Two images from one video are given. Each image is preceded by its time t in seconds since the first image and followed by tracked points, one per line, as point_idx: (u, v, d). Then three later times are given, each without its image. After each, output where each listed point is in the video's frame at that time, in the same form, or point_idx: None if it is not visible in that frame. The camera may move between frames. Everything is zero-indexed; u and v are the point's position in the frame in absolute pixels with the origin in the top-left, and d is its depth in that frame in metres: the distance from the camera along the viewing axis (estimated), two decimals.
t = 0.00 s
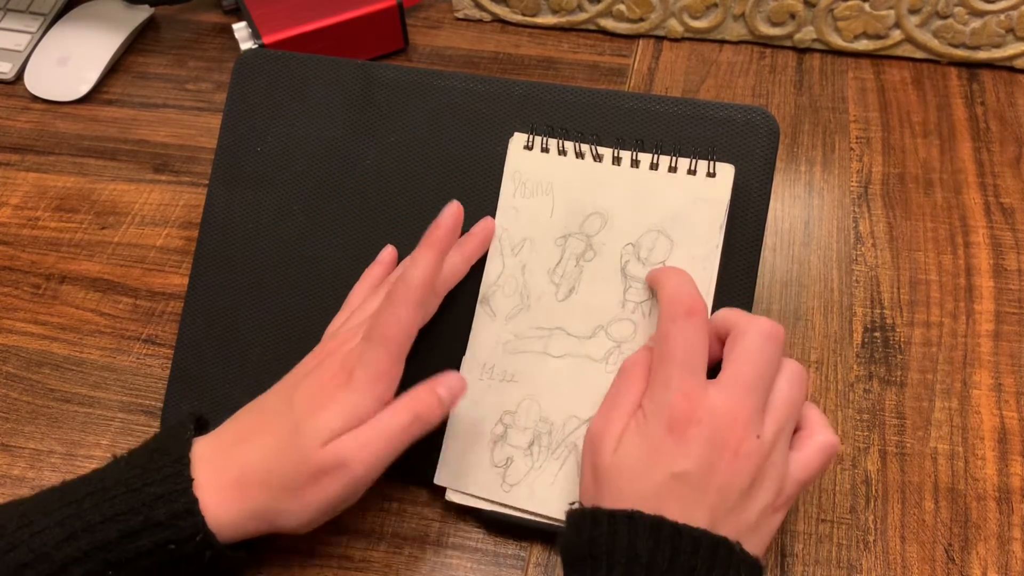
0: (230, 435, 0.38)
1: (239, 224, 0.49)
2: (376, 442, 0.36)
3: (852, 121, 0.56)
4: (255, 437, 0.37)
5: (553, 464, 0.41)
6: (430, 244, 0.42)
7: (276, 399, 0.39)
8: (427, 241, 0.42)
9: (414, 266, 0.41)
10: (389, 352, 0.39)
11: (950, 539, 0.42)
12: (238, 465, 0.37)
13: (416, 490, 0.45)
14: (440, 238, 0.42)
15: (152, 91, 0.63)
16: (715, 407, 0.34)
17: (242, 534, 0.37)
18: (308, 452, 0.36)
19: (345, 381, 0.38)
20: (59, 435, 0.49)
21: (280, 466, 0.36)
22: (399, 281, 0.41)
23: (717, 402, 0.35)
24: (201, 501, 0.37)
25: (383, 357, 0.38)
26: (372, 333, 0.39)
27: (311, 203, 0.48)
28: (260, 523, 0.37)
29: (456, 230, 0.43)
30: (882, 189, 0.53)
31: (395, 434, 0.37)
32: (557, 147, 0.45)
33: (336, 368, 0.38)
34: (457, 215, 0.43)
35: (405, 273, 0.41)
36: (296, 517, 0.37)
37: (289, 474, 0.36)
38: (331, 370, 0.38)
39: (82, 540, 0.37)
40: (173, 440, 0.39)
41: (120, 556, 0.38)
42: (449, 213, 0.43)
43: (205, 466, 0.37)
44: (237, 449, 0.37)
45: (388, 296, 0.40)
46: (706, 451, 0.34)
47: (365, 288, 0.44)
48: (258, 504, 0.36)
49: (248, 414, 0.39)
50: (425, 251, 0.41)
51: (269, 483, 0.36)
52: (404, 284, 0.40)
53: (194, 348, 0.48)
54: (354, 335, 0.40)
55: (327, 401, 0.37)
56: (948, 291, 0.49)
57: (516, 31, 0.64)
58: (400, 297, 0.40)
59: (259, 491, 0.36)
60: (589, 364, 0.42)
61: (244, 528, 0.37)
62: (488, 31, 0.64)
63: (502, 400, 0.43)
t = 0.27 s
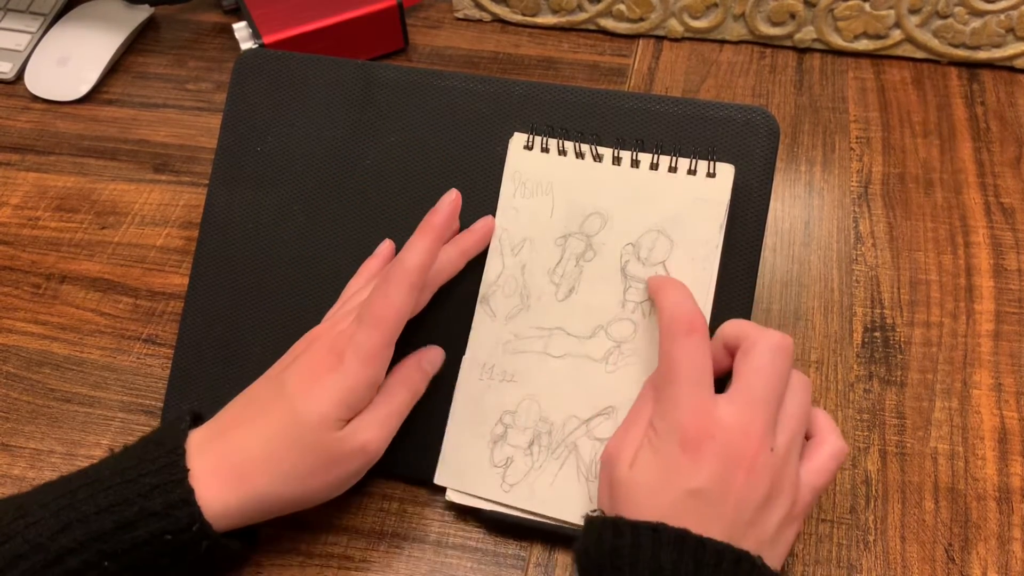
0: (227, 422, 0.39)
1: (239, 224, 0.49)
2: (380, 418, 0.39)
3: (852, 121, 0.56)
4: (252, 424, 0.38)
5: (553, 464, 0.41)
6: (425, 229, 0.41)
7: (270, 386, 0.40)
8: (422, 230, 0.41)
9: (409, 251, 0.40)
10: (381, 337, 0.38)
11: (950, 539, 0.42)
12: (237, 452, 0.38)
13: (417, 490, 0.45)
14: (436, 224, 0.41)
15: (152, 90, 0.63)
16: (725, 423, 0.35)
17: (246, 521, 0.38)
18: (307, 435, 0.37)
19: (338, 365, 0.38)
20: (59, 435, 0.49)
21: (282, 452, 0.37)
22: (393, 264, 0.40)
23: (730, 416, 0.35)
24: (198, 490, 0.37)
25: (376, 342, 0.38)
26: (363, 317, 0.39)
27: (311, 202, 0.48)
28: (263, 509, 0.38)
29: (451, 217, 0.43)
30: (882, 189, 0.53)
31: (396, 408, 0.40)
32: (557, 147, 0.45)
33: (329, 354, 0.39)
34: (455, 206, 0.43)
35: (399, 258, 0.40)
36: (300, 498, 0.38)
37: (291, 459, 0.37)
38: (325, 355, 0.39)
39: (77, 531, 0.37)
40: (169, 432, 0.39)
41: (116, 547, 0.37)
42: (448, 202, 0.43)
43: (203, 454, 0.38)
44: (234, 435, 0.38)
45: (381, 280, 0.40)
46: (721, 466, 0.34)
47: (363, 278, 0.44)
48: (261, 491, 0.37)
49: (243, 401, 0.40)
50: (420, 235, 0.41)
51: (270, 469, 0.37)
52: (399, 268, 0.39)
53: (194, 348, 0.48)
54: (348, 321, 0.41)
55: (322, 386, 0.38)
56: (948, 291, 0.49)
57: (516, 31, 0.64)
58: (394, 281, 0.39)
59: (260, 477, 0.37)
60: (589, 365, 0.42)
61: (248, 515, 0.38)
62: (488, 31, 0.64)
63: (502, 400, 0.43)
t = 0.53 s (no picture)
0: (226, 421, 0.39)
1: (239, 224, 0.49)
2: (383, 425, 0.39)
3: (852, 121, 0.56)
4: (252, 424, 0.38)
5: (553, 464, 0.41)
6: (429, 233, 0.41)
7: (269, 386, 0.40)
8: (427, 233, 0.41)
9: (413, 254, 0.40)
10: (383, 339, 0.39)
11: (950, 539, 0.42)
12: (237, 452, 0.38)
13: (417, 490, 0.45)
14: (441, 229, 0.41)
15: (152, 90, 0.63)
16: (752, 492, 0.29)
17: (247, 520, 0.38)
18: (310, 436, 0.38)
19: (339, 366, 0.38)
20: (59, 435, 0.49)
21: (284, 453, 0.38)
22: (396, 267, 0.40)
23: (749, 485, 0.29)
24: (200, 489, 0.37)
25: (379, 344, 0.39)
26: (367, 319, 0.39)
27: (311, 202, 0.48)
28: (263, 508, 0.38)
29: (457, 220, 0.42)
30: (882, 189, 0.53)
31: (402, 417, 0.40)
32: (557, 147, 0.45)
33: (329, 355, 0.39)
34: (459, 211, 0.42)
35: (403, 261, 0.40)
36: (301, 498, 0.39)
37: (292, 460, 0.38)
38: (325, 355, 0.39)
39: (79, 529, 0.37)
40: (169, 430, 0.39)
41: (119, 545, 0.37)
42: (453, 209, 0.42)
43: (203, 453, 0.38)
44: (233, 435, 0.38)
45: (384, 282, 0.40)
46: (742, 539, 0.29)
47: (360, 277, 0.44)
48: (261, 491, 0.38)
49: (242, 400, 0.40)
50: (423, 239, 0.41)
51: (271, 469, 0.38)
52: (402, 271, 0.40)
53: (194, 348, 0.48)
54: (348, 321, 0.41)
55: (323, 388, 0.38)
56: (948, 291, 0.49)
57: (516, 31, 0.64)
58: (397, 284, 0.39)
59: (261, 477, 0.37)
60: (589, 365, 0.42)
61: (248, 514, 0.38)
62: (488, 31, 0.64)
63: (502, 400, 0.43)
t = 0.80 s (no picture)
0: (228, 425, 0.39)
1: (240, 224, 0.49)
2: (387, 432, 0.40)
3: (852, 121, 0.56)
4: (255, 429, 0.38)
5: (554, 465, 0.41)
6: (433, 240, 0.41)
7: (271, 390, 0.40)
8: (433, 240, 0.41)
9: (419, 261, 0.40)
10: (388, 346, 0.39)
11: (950, 539, 0.42)
12: (240, 457, 0.38)
13: (417, 490, 0.45)
14: (448, 238, 0.40)
15: (152, 90, 0.63)
16: None
17: (249, 524, 0.39)
18: (314, 441, 0.38)
19: (344, 372, 0.39)
20: (59, 435, 0.49)
21: (287, 458, 0.38)
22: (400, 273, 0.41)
23: None
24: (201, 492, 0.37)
25: (385, 351, 0.39)
26: (372, 325, 0.39)
27: (311, 203, 0.48)
28: (265, 512, 0.38)
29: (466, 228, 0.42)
30: (882, 189, 0.53)
31: (405, 424, 0.40)
32: (557, 147, 0.45)
33: (332, 360, 0.39)
34: (466, 220, 0.41)
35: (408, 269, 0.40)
36: (303, 502, 0.39)
37: (295, 464, 0.38)
38: (329, 360, 0.39)
39: (79, 531, 0.37)
40: (169, 433, 0.39)
41: (119, 547, 0.37)
42: (460, 217, 0.41)
43: (206, 458, 0.38)
44: (236, 439, 0.38)
45: (390, 288, 0.40)
46: None
47: (361, 280, 0.45)
48: (263, 495, 0.38)
49: (244, 404, 0.40)
50: (428, 247, 0.41)
51: (274, 474, 0.38)
52: (409, 278, 0.40)
53: (194, 348, 0.48)
54: (351, 325, 0.41)
55: (327, 393, 0.38)
56: (948, 291, 0.49)
57: (515, 31, 0.64)
58: (403, 292, 0.40)
59: (264, 482, 0.38)
60: (589, 366, 0.42)
61: (250, 518, 0.38)
62: (488, 31, 0.64)
63: (503, 400, 0.43)
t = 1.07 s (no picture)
0: (227, 424, 0.39)
1: (240, 224, 0.49)
2: (386, 433, 0.40)
3: (852, 121, 0.56)
4: (254, 428, 0.38)
5: (553, 465, 0.41)
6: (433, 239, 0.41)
7: (271, 390, 0.40)
8: (433, 240, 0.41)
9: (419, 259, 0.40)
10: (388, 346, 0.39)
11: (950, 539, 0.42)
12: (239, 456, 0.38)
13: (417, 490, 0.45)
14: (448, 238, 0.40)
15: (152, 90, 0.63)
16: None
17: (247, 523, 0.39)
18: (312, 441, 0.38)
19: (343, 371, 0.39)
20: (59, 435, 0.49)
21: (286, 457, 0.38)
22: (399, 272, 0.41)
23: None
24: (199, 491, 0.37)
25: (387, 350, 0.39)
26: (371, 324, 0.39)
27: (311, 203, 0.48)
28: (264, 511, 0.38)
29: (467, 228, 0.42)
30: (882, 189, 0.53)
31: (405, 425, 0.40)
32: (558, 147, 0.45)
33: (331, 359, 0.39)
34: (465, 220, 0.41)
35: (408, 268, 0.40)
36: (301, 501, 0.39)
37: (294, 464, 0.38)
38: (328, 359, 0.39)
39: (78, 530, 0.37)
40: (168, 429, 0.39)
41: (118, 546, 0.37)
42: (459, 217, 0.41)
43: (206, 456, 0.38)
44: (235, 438, 0.38)
45: (390, 287, 0.40)
46: None
47: (360, 279, 0.45)
48: (261, 495, 0.38)
49: (244, 403, 0.40)
50: (428, 246, 0.41)
51: (272, 473, 0.38)
52: (409, 278, 0.40)
53: (194, 348, 0.48)
54: (351, 325, 0.41)
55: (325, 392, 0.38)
56: (948, 291, 0.49)
57: (515, 31, 0.64)
58: (403, 292, 0.40)
59: (262, 481, 0.38)
60: (589, 365, 0.42)
61: (248, 517, 0.38)
62: (488, 31, 0.64)
63: (503, 400, 0.43)
